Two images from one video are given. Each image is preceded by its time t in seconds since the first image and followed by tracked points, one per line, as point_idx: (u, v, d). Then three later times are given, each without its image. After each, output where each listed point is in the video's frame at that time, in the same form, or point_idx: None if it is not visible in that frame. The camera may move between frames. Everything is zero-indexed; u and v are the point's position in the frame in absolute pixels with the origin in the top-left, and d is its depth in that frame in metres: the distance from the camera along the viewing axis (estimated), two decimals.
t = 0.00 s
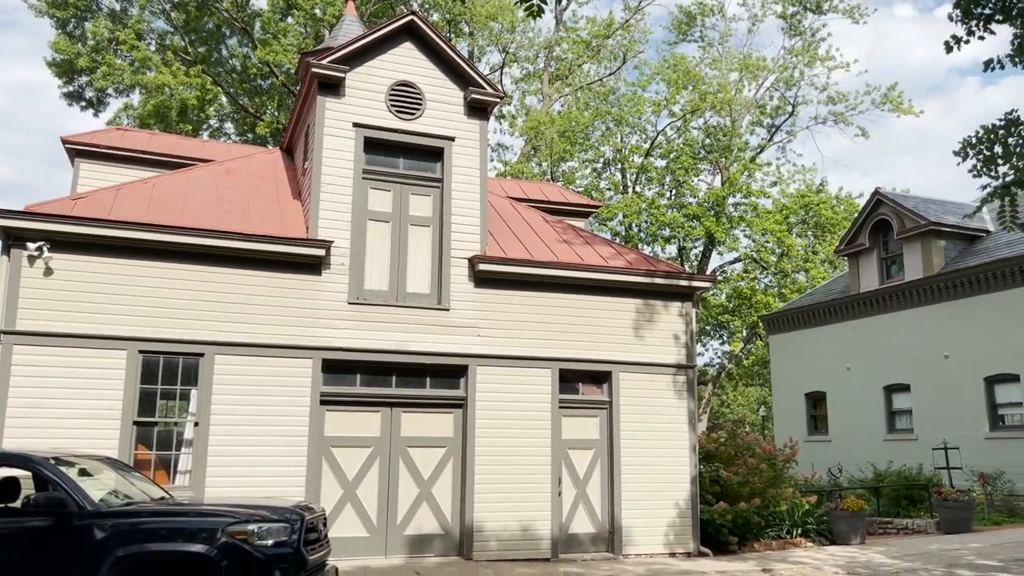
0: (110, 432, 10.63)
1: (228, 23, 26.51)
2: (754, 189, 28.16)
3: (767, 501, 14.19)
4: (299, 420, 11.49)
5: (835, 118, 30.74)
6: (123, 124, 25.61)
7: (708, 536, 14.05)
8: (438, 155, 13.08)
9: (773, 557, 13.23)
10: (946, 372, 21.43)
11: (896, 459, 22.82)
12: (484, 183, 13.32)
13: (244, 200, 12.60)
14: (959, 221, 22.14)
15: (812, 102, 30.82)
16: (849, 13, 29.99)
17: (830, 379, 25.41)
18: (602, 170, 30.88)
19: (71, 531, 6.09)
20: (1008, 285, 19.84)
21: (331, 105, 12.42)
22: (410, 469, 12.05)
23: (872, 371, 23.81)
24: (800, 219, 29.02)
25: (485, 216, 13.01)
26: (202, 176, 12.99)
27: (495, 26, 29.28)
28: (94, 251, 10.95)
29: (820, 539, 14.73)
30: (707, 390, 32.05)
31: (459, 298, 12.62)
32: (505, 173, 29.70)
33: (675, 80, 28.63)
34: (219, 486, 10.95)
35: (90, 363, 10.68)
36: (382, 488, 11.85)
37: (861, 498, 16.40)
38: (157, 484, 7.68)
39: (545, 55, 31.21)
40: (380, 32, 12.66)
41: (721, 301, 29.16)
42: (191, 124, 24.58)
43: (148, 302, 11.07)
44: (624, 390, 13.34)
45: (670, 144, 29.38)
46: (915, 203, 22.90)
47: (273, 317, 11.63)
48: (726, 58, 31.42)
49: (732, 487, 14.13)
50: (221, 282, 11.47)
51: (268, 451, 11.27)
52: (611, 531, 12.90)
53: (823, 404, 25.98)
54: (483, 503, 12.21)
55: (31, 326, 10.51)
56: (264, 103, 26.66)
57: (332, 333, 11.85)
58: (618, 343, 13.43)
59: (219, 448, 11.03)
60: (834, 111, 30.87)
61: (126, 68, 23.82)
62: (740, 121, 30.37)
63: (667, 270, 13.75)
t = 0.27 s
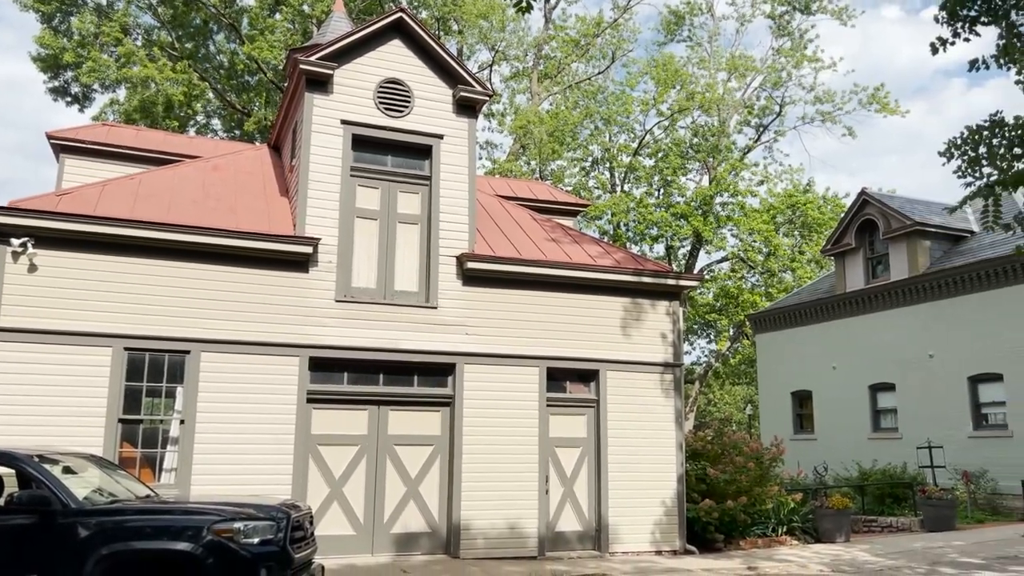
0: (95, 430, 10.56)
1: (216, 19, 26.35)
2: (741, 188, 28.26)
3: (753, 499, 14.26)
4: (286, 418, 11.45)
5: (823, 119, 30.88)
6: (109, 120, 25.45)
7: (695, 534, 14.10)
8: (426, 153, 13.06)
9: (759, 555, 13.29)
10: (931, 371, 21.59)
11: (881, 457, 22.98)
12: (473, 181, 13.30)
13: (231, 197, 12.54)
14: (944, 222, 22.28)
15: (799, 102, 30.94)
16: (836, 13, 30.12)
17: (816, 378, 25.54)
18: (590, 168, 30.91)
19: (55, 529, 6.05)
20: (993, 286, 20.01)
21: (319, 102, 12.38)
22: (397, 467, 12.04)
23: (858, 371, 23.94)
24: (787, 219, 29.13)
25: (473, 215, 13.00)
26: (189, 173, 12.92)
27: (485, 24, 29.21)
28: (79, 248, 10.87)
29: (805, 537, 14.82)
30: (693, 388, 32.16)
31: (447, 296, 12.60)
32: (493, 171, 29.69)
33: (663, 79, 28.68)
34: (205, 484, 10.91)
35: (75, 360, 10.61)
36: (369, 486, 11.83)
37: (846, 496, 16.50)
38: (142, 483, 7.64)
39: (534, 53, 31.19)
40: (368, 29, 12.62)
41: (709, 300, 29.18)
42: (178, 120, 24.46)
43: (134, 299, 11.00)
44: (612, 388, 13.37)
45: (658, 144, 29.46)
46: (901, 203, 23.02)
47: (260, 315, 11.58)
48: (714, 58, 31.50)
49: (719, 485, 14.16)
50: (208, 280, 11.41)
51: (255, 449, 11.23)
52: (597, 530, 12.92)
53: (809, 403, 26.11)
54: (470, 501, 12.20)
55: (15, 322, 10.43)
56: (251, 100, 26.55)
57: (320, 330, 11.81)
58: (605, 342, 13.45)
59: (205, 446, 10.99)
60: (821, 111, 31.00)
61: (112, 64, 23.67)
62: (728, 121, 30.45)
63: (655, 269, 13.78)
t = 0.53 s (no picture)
0: (79, 427, 10.48)
1: (203, 14, 26.17)
2: (728, 188, 28.37)
3: (739, 497, 14.31)
4: (272, 416, 11.41)
5: (810, 118, 31.02)
6: (94, 115, 25.25)
7: (681, 532, 14.14)
8: (414, 150, 13.04)
9: (745, 552, 13.35)
10: (916, 370, 21.74)
11: (865, 456, 23.12)
12: (461, 179, 13.29)
13: (217, 194, 12.47)
14: (929, 222, 22.42)
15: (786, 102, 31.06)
16: (824, 14, 30.25)
17: (802, 376, 25.65)
18: (578, 167, 30.94)
19: (38, 527, 6.00)
20: (977, 286, 20.16)
21: (306, 99, 12.33)
22: (383, 465, 12.02)
23: (844, 369, 24.08)
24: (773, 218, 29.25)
25: (461, 212, 12.99)
26: (174, 169, 12.84)
27: (473, 22, 29.17)
28: (64, 244, 10.79)
29: (790, 535, 14.89)
30: (680, 387, 32.26)
31: (435, 294, 12.59)
32: (481, 169, 29.66)
33: (652, 79, 28.73)
34: (190, 482, 10.85)
35: (58, 357, 10.53)
36: (355, 484, 11.80)
37: (831, 494, 16.59)
38: (126, 480, 7.58)
39: (522, 52, 31.16)
40: (356, 26, 12.59)
41: (696, 299, 29.34)
42: (164, 116, 24.34)
43: (119, 295, 10.93)
44: (599, 386, 13.38)
45: (646, 143, 29.53)
46: (887, 203, 23.13)
47: (246, 312, 11.53)
48: (702, 57, 31.59)
49: (705, 482, 14.23)
50: (194, 277, 11.35)
51: (241, 447, 11.19)
52: (584, 527, 12.95)
53: (795, 402, 26.24)
54: (456, 499, 12.20)
55: None
56: (238, 96, 26.42)
57: (306, 328, 11.77)
58: (593, 340, 13.46)
59: (191, 444, 10.94)
60: (808, 111, 31.13)
61: (97, 59, 23.49)
62: (716, 120, 30.53)
63: (642, 268, 13.81)
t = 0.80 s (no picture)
0: (62, 424, 10.40)
1: (189, 10, 25.99)
2: (715, 187, 28.46)
3: (724, 496, 14.36)
4: (257, 414, 11.36)
5: (797, 118, 31.13)
6: (78, 110, 25.08)
7: (666, 530, 14.19)
8: (401, 147, 13.01)
9: (730, 550, 13.40)
10: (900, 369, 21.89)
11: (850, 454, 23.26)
12: (448, 177, 13.27)
13: (202, 190, 12.40)
14: (913, 222, 22.56)
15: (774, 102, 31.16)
16: (811, 14, 30.36)
17: (788, 375, 25.77)
18: (566, 165, 30.96)
19: (20, 525, 5.95)
20: (961, 286, 20.32)
21: (293, 95, 12.27)
22: (369, 463, 12.00)
23: (829, 368, 24.21)
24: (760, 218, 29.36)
25: (448, 210, 12.97)
26: (159, 165, 12.76)
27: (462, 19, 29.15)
28: (47, 240, 10.69)
29: (775, 533, 14.95)
30: (667, 385, 32.34)
31: (422, 292, 12.56)
32: (468, 167, 29.63)
33: (639, 77, 28.76)
34: (174, 480, 10.79)
35: (41, 354, 10.44)
36: (341, 483, 11.77)
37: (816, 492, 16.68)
38: (109, 478, 7.53)
39: (510, 50, 31.12)
40: (344, 22, 12.54)
41: (682, 297, 29.81)
42: (150, 113, 24.25)
43: (103, 292, 10.85)
44: (586, 385, 13.39)
45: (633, 142, 29.59)
46: (872, 204, 23.21)
47: (231, 309, 11.46)
48: (690, 56, 31.65)
49: (691, 481, 14.24)
50: (179, 273, 11.28)
51: (226, 445, 11.13)
52: (570, 526, 12.98)
53: (780, 400, 26.36)
54: (443, 498, 12.18)
55: None
56: (225, 92, 26.28)
57: (292, 325, 11.72)
58: (580, 338, 13.47)
59: (175, 442, 10.88)
60: (795, 111, 31.24)
61: (82, 54, 23.36)
62: (704, 119, 30.59)
63: (629, 266, 13.83)
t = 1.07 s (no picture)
0: (45, 422, 10.32)
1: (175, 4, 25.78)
2: (702, 186, 28.55)
3: (709, 494, 14.41)
4: (242, 412, 11.31)
5: (783, 118, 31.27)
6: (62, 105, 24.87)
7: (652, 528, 14.25)
8: (389, 144, 12.97)
9: (715, 548, 13.46)
10: (884, 368, 22.05)
11: (834, 452, 23.40)
12: (436, 174, 13.24)
13: (187, 186, 12.32)
14: (898, 222, 22.71)
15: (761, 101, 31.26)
16: (798, 15, 30.48)
17: (773, 374, 25.89)
18: (553, 164, 30.97)
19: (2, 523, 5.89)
20: (944, 285, 20.47)
21: (280, 91, 12.22)
22: (355, 462, 11.98)
23: (814, 367, 24.34)
24: (746, 217, 29.49)
25: (436, 208, 12.95)
26: (144, 161, 12.67)
27: (450, 17, 29.10)
28: (30, 236, 10.60)
29: (759, 531, 15.02)
30: (653, 383, 32.42)
31: (408, 290, 12.54)
32: (456, 165, 29.59)
33: (627, 76, 28.80)
34: (158, 478, 10.73)
35: (23, 351, 10.34)
36: (327, 481, 11.74)
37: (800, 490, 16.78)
38: (92, 476, 7.47)
39: (498, 47, 31.09)
40: (331, 19, 12.50)
41: (669, 296, 30.07)
42: (135, 108, 24.09)
43: (86, 289, 10.76)
44: (572, 383, 13.41)
45: (621, 141, 29.64)
46: (858, 204, 23.31)
47: (216, 306, 11.40)
48: (678, 55, 31.71)
49: (676, 479, 14.31)
50: (164, 270, 11.21)
51: (210, 443, 11.08)
52: (556, 524, 12.99)
53: (765, 399, 26.48)
54: (428, 496, 12.17)
55: None
56: (211, 89, 26.12)
57: (278, 323, 11.67)
58: (567, 337, 13.49)
59: (159, 440, 10.81)
60: (782, 111, 31.36)
61: (67, 48, 23.14)
62: (691, 119, 30.67)
63: (616, 265, 13.85)
